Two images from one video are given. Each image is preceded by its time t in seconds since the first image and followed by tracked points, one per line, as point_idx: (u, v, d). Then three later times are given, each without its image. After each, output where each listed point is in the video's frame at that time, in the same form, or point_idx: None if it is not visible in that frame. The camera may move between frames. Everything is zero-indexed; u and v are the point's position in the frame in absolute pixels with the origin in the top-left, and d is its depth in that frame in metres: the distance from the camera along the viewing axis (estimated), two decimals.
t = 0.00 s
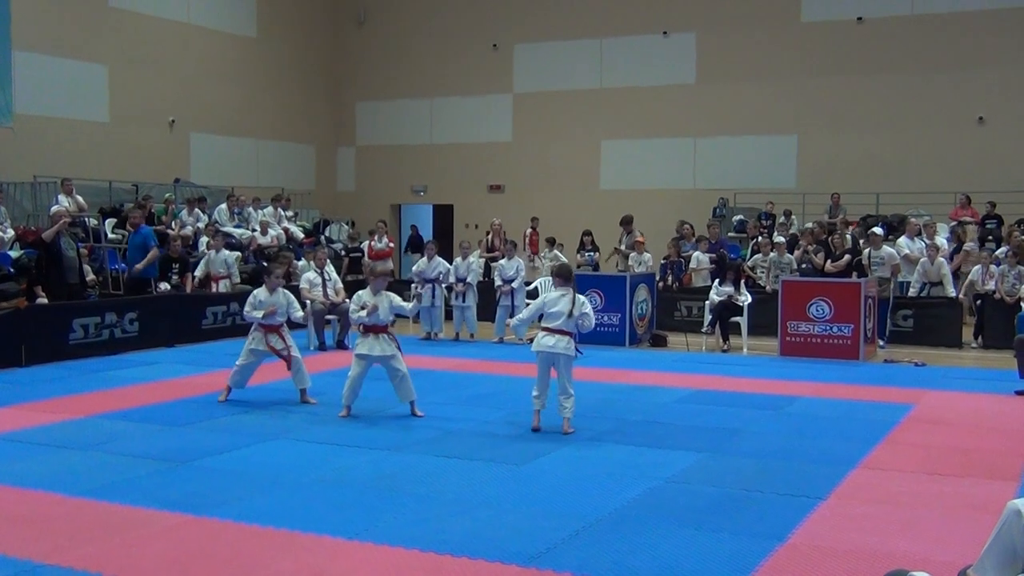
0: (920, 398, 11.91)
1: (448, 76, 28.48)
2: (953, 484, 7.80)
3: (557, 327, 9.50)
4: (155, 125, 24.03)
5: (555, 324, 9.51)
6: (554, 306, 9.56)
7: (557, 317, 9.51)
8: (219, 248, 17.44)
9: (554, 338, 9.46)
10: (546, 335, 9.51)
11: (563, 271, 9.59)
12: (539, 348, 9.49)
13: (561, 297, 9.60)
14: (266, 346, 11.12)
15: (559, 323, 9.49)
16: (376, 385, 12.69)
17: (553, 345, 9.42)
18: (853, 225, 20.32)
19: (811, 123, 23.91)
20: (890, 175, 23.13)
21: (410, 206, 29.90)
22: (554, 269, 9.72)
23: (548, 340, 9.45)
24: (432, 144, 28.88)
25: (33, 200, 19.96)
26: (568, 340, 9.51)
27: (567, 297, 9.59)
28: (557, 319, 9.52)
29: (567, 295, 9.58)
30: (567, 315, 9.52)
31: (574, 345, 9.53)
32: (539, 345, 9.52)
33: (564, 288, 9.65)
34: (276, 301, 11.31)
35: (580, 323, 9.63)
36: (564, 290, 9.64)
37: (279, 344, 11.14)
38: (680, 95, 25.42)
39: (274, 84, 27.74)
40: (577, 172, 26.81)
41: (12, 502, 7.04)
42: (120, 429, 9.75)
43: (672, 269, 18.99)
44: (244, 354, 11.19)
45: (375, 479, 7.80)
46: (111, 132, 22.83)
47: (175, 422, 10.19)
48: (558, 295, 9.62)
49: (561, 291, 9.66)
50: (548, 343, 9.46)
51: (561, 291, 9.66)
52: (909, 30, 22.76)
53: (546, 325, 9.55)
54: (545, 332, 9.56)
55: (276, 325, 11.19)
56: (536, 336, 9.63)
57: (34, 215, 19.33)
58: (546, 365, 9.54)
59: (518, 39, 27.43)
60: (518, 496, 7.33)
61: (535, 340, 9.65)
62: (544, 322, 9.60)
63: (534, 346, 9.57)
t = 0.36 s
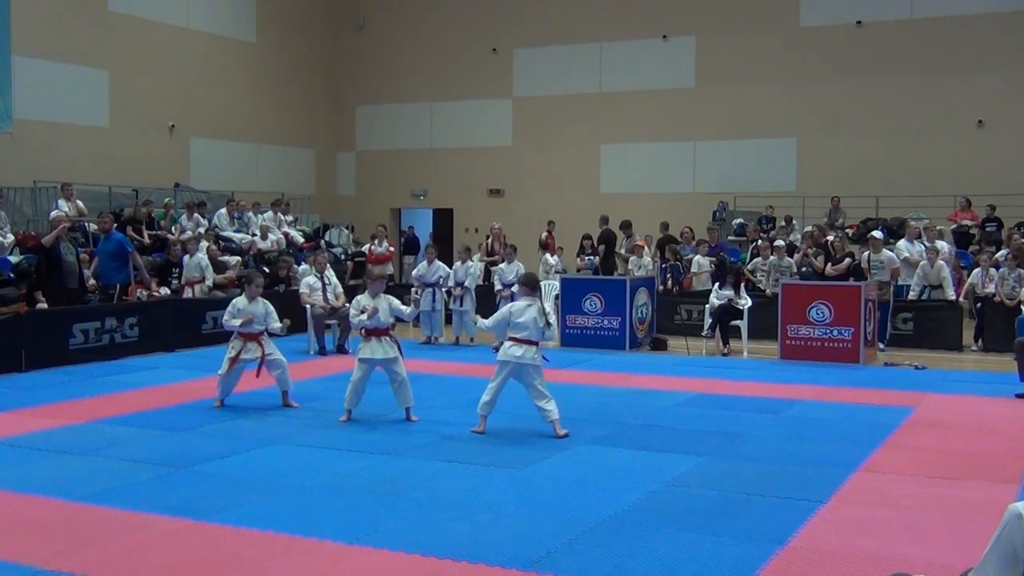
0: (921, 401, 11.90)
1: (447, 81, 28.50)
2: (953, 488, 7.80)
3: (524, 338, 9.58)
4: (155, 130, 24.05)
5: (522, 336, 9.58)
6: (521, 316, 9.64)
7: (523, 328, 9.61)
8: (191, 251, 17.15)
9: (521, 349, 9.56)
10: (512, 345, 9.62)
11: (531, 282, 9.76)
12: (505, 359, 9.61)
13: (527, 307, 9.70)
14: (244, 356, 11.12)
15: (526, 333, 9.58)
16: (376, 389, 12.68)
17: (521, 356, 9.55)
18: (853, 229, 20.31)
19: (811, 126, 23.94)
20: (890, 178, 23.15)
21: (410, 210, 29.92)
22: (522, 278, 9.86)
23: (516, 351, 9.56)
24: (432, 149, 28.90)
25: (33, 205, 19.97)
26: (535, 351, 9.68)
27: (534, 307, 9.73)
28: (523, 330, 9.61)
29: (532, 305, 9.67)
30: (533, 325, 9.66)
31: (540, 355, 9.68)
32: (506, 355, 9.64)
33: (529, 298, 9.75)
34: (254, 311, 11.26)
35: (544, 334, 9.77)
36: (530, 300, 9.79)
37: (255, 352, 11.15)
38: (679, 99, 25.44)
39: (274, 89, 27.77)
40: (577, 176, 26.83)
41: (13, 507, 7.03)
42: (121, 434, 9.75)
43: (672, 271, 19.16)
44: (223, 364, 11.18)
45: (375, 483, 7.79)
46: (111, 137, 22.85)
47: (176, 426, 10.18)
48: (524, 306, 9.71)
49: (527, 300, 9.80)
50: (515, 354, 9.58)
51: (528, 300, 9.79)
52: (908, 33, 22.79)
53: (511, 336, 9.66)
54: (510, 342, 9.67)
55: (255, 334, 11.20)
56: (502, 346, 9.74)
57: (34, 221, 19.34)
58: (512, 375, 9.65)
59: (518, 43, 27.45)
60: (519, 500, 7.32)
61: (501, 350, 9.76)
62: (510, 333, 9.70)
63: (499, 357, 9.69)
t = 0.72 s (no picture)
0: (926, 403, 11.87)
1: (453, 83, 28.53)
2: (958, 490, 7.77)
3: (523, 338, 9.65)
4: (160, 133, 24.11)
5: (522, 336, 9.65)
6: (517, 315, 9.71)
7: (522, 328, 9.68)
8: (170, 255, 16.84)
9: (522, 348, 9.64)
10: (512, 345, 9.68)
11: (523, 281, 9.80)
12: (506, 359, 9.66)
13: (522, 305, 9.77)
14: (250, 361, 11.15)
15: (524, 333, 9.66)
16: (381, 392, 12.68)
17: (523, 356, 9.62)
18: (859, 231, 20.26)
19: (816, 129, 23.90)
20: (896, 180, 23.10)
21: (416, 213, 29.93)
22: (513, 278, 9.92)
23: (517, 351, 9.63)
24: (437, 151, 28.92)
25: (40, 209, 20.01)
26: (535, 348, 9.75)
27: (528, 306, 9.76)
28: (521, 329, 9.68)
29: (527, 303, 9.73)
30: (529, 324, 9.72)
31: (541, 353, 9.76)
32: (507, 356, 9.69)
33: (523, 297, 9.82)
34: (259, 316, 11.30)
35: (541, 330, 9.79)
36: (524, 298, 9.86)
37: (261, 357, 11.17)
38: (685, 101, 25.43)
39: (279, 92, 27.82)
40: (582, 178, 26.82)
41: (18, 510, 7.03)
42: (126, 436, 9.76)
43: (677, 274, 19.16)
44: (229, 369, 11.22)
45: (381, 486, 7.78)
46: (116, 140, 22.90)
47: (182, 429, 10.21)
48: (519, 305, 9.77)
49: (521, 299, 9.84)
50: (517, 354, 9.65)
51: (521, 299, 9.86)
52: (915, 35, 22.74)
53: (510, 337, 9.70)
54: (509, 343, 9.72)
55: (260, 338, 11.21)
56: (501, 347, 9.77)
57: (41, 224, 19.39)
58: (514, 375, 9.72)
59: (523, 45, 27.46)
60: (525, 503, 7.30)
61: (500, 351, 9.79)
62: (508, 333, 9.74)
63: (499, 358, 9.72)
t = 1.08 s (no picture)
0: (934, 404, 11.83)
1: (459, 84, 28.55)
2: (966, 491, 7.75)
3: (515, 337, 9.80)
4: (168, 135, 24.18)
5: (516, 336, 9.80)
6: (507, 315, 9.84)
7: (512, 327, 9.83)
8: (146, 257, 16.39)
9: (515, 348, 9.80)
10: (503, 345, 9.81)
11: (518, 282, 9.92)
12: (499, 360, 9.77)
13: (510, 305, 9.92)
14: (258, 361, 11.14)
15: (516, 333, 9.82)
16: (388, 393, 12.69)
17: (515, 356, 9.79)
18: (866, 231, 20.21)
19: (823, 129, 23.85)
20: (903, 181, 23.05)
21: (422, 214, 29.95)
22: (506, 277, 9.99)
23: (512, 351, 9.79)
24: (444, 153, 28.94)
25: (47, 210, 20.09)
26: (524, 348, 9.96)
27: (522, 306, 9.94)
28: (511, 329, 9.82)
29: (516, 302, 9.90)
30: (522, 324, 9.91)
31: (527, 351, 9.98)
32: (499, 356, 9.80)
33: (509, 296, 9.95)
34: (266, 315, 11.31)
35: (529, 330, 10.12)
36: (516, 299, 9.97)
37: (269, 357, 11.16)
38: (691, 102, 25.40)
39: (286, 94, 27.87)
40: (589, 179, 26.80)
41: (27, 511, 7.04)
42: (134, 438, 9.78)
43: (683, 274, 19.27)
44: (235, 369, 11.17)
45: (388, 488, 7.77)
46: (124, 142, 22.96)
47: (189, 430, 10.22)
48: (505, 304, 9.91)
49: (512, 298, 9.96)
50: (510, 354, 9.80)
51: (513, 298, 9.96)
52: (922, 35, 22.68)
53: (502, 337, 9.81)
54: (500, 343, 9.83)
55: (267, 339, 11.20)
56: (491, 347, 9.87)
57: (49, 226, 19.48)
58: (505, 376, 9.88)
59: (529, 47, 27.46)
60: (532, 504, 7.30)
61: (490, 352, 9.88)
62: (498, 333, 9.85)
63: (491, 359, 9.81)
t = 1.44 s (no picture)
0: (941, 405, 11.79)
1: (465, 85, 28.55)
2: (974, 492, 7.72)
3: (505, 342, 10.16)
4: (174, 136, 24.24)
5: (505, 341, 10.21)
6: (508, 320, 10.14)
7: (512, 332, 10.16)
8: (121, 260, 16.25)
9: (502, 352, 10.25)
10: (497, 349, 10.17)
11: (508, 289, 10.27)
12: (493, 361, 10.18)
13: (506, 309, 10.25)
14: (264, 359, 11.17)
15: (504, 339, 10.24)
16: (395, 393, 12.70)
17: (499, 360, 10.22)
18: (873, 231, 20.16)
19: (830, 129, 23.80)
20: (910, 181, 22.98)
21: (428, 215, 29.97)
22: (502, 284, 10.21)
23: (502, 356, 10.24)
24: (450, 153, 28.95)
25: (54, 211, 20.15)
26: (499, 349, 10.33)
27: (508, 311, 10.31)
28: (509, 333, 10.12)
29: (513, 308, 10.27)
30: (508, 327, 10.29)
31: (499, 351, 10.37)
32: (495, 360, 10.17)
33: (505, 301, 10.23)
34: (274, 312, 11.29)
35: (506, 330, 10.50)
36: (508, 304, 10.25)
37: (275, 355, 11.17)
38: (698, 102, 25.36)
39: (292, 95, 27.92)
40: (595, 179, 26.78)
41: (33, 511, 7.06)
42: (141, 438, 9.80)
43: (690, 275, 19.31)
44: (242, 367, 11.21)
45: (394, 488, 7.77)
46: (131, 143, 23.02)
47: (196, 430, 10.24)
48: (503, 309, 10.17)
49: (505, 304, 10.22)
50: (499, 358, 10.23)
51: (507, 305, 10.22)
52: (929, 34, 22.61)
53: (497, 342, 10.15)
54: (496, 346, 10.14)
55: (274, 336, 11.23)
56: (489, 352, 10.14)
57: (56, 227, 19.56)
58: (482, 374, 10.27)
59: (535, 47, 27.46)
60: (538, 505, 7.29)
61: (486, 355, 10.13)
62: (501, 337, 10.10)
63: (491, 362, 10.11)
